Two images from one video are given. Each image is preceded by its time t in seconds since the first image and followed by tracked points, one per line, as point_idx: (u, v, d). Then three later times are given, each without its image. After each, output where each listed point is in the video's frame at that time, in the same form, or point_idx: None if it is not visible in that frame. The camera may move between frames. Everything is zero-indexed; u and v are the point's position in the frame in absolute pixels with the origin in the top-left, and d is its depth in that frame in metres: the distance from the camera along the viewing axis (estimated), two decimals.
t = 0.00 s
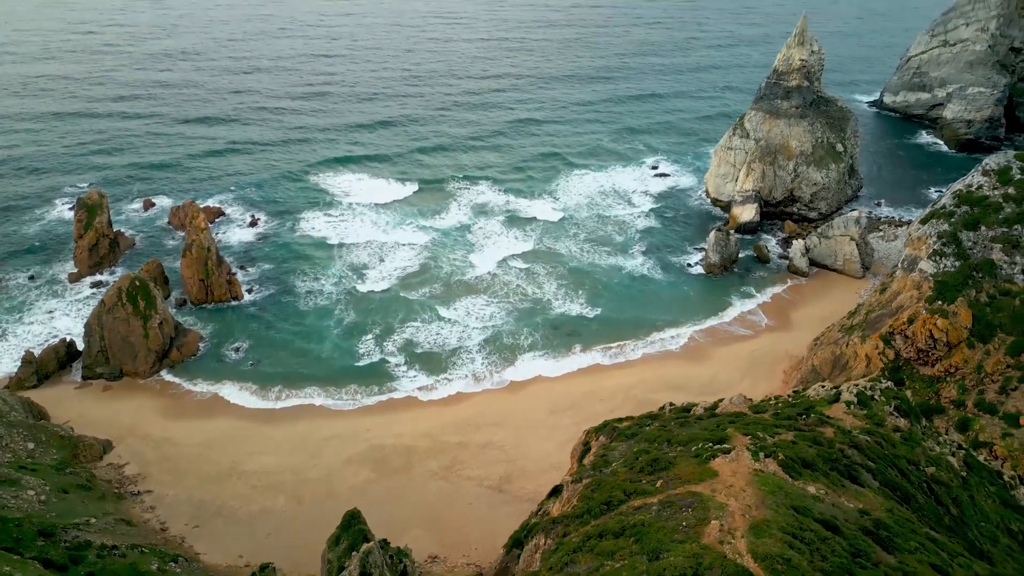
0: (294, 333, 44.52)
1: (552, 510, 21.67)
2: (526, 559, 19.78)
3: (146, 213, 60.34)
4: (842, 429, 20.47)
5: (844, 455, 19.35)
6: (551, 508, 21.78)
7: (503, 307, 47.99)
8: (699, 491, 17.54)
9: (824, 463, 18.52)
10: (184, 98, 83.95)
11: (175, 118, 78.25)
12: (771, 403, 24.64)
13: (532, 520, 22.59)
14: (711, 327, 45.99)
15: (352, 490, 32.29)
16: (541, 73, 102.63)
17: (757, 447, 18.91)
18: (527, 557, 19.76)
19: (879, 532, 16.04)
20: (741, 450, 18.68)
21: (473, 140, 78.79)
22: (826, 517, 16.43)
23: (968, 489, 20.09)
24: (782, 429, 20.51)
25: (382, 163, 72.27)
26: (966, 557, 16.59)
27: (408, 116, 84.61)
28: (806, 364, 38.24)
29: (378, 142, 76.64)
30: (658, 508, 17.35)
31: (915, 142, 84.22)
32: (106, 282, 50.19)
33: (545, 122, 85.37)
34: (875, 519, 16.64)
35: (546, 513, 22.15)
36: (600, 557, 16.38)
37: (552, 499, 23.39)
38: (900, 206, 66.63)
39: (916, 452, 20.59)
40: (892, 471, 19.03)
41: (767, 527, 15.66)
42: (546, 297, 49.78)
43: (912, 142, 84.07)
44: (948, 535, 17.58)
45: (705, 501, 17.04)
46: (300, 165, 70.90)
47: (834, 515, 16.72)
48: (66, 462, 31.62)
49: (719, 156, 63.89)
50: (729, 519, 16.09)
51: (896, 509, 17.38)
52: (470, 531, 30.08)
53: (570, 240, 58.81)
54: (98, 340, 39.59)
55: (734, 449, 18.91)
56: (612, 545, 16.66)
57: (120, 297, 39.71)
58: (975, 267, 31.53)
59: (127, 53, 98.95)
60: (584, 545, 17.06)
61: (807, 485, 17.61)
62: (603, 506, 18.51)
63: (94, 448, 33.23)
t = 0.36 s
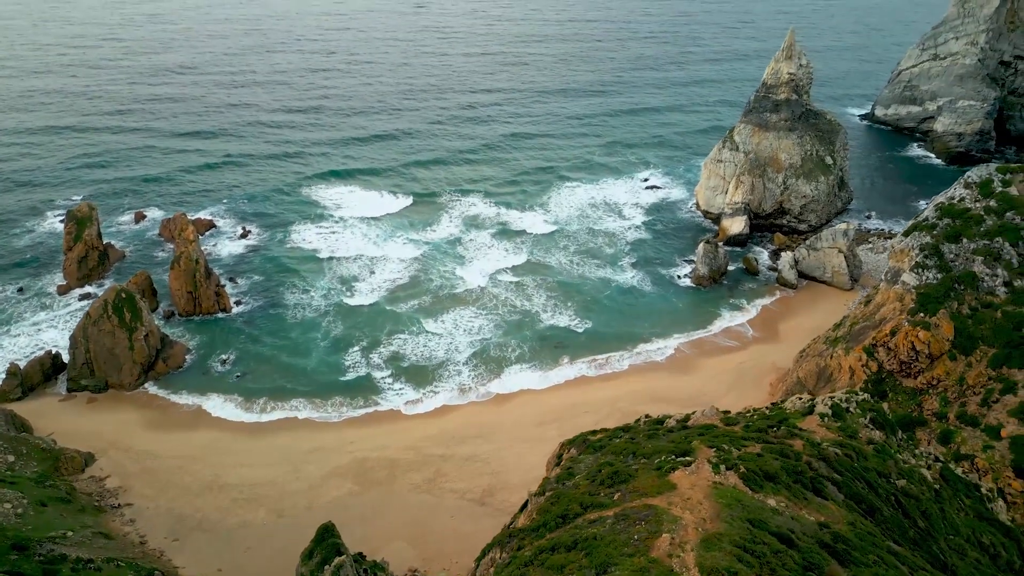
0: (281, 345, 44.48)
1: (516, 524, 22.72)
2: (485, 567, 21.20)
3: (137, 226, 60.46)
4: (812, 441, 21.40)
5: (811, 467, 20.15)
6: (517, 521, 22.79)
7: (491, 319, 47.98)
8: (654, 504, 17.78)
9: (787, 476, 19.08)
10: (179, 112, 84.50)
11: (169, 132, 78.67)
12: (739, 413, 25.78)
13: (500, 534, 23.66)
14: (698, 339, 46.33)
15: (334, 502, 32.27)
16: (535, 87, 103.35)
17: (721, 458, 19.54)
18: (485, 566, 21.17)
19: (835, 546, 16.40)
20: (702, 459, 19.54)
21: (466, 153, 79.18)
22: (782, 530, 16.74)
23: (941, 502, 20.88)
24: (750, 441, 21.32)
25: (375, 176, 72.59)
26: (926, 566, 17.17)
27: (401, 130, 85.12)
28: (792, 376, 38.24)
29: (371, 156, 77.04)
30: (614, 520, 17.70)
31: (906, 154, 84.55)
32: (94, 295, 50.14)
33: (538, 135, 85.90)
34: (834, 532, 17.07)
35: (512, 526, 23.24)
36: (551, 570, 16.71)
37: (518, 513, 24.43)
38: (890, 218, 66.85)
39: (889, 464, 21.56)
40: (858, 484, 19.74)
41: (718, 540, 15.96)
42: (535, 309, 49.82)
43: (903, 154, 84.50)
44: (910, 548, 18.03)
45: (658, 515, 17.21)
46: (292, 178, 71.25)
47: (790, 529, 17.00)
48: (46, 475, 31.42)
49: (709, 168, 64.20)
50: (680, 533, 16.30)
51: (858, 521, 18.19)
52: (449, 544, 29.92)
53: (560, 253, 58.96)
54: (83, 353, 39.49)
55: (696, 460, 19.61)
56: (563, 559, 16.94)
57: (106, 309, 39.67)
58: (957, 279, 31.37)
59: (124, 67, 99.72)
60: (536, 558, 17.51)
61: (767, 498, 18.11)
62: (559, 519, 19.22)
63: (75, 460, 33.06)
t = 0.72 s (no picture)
0: (268, 346, 44.55)
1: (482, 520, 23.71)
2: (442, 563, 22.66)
3: (127, 227, 60.43)
4: (779, 441, 22.20)
5: (778, 467, 21.03)
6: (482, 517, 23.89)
7: (479, 320, 47.93)
8: (611, 505, 18.52)
9: (751, 476, 19.80)
10: (172, 113, 84.52)
11: (162, 133, 78.69)
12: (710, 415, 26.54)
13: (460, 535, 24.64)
14: (685, 339, 46.91)
15: (317, 503, 32.35)
16: (529, 88, 103.48)
17: (684, 459, 20.39)
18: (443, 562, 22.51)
19: (790, 547, 16.92)
20: (661, 461, 20.35)
21: (458, 154, 79.25)
22: (737, 532, 17.23)
23: (912, 501, 21.98)
24: (717, 442, 22.29)
25: (367, 177, 72.72)
26: (884, 565, 17.56)
27: (394, 131, 85.15)
28: (777, 376, 38.31)
29: (363, 157, 77.08)
30: (567, 521, 18.45)
31: (898, 155, 84.60)
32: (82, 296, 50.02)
33: (531, 137, 85.98)
34: (791, 532, 17.63)
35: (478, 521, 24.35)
36: (500, 571, 17.30)
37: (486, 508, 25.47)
38: (881, 219, 66.88)
39: (862, 464, 22.62)
40: (822, 485, 20.45)
41: (667, 542, 16.52)
42: (523, 310, 49.84)
43: (895, 155, 84.54)
44: (871, 548, 18.65)
45: (611, 516, 17.95)
46: (284, 180, 71.31)
47: (746, 531, 17.48)
48: (28, 476, 31.35)
49: (699, 169, 64.41)
50: (631, 535, 16.94)
51: (819, 521, 18.75)
52: (430, 545, 29.91)
53: (550, 254, 59.00)
54: (68, 353, 39.42)
55: (657, 462, 20.41)
56: (512, 561, 17.55)
57: (91, 310, 39.65)
58: (939, 279, 31.33)
59: (119, 68, 99.74)
60: (487, 559, 18.18)
61: (726, 498, 18.84)
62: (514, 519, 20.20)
63: (58, 461, 33.01)
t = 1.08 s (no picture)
0: (255, 346, 44.59)
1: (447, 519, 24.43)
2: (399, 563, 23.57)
3: (117, 227, 60.43)
4: (747, 441, 22.83)
5: (742, 467, 21.56)
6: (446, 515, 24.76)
7: (467, 320, 48.00)
8: (566, 506, 18.77)
9: (712, 477, 20.32)
10: (166, 114, 84.56)
11: (154, 134, 78.73)
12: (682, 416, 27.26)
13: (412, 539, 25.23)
14: (672, 340, 47.12)
15: (300, 504, 32.46)
16: (523, 88, 103.56)
17: (645, 461, 20.91)
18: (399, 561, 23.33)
19: (743, 548, 17.27)
20: (620, 465, 20.56)
21: (451, 155, 79.29)
22: (690, 532, 17.55)
23: (882, 502, 22.46)
24: (685, 442, 22.99)
25: (359, 177, 72.81)
26: (843, 566, 18.11)
27: (387, 132, 85.26)
28: (762, 376, 38.39)
29: (355, 158, 77.13)
30: (521, 522, 18.75)
31: (890, 155, 84.62)
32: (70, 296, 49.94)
33: (523, 137, 86.06)
34: (748, 534, 18.08)
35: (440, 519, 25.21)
36: (449, 572, 17.70)
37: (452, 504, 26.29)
38: (871, 219, 66.88)
39: (832, 464, 23.17)
40: (787, 486, 20.87)
41: (616, 542, 16.85)
42: (512, 310, 49.89)
43: (888, 155, 84.51)
44: (831, 549, 19.14)
45: (561, 518, 18.15)
46: (276, 180, 71.40)
47: (700, 532, 17.76)
48: (11, 477, 31.34)
49: (690, 169, 64.51)
50: (579, 536, 17.19)
51: (779, 520, 19.28)
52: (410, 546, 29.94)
53: (540, 254, 59.07)
54: (53, 354, 39.36)
55: (615, 463, 20.76)
56: (462, 562, 17.91)
57: (77, 310, 39.62)
58: (920, 279, 31.36)
59: (113, 69, 99.77)
60: (437, 561, 18.63)
61: (686, 498, 19.33)
62: (469, 521, 20.55)
63: (41, 462, 33.00)
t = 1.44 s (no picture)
0: (241, 346, 44.65)
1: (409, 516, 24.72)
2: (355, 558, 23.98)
3: (108, 227, 60.40)
4: (715, 442, 23.49)
5: (708, 468, 22.02)
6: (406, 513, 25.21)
7: (456, 320, 48.07)
8: (521, 506, 19.01)
9: (674, 477, 20.67)
10: (158, 115, 84.51)
11: (147, 134, 78.69)
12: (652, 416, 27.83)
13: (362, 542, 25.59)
14: (660, 340, 47.24)
15: (282, 504, 32.50)
16: (518, 89, 103.64)
17: (607, 461, 21.32)
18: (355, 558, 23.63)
19: (697, 548, 17.60)
20: (580, 464, 20.98)
21: (443, 155, 79.34)
22: (644, 533, 17.91)
23: (851, 502, 22.93)
24: (649, 441, 23.55)
25: (351, 178, 72.79)
26: (801, 566, 18.45)
27: (380, 133, 85.32)
28: (746, 376, 38.47)
29: (348, 159, 77.11)
30: (475, 523, 18.95)
31: (883, 155, 84.66)
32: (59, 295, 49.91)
33: (517, 138, 86.12)
34: (704, 535, 18.37)
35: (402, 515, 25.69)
36: (398, 572, 18.00)
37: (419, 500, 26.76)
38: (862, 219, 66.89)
39: (803, 464, 23.83)
40: (752, 487, 21.38)
41: (565, 543, 17.09)
42: (501, 310, 49.91)
43: (880, 155, 84.53)
44: (791, 548, 19.46)
45: (514, 518, 18.35)
46: (268, 181, 71.42)
47: (656, 533, 18.13)
48: None
49: (680, 169, 64.60)
50: (528, 536, 17.38)
51: (739, 519, 19.72)
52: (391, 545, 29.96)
53: (531, 254, 59.14)
54: (39, 354, 39.31)
55: (576, 464, 21.13)
56: (411, 564, 18.18)
57: (62, 310, 39.56)
58: (902, 280, 31.36)
59: (106, 70, 99.67)
60: (388, 563, 19.06)
61: (644, 500, 19.64)
62: (423, 522, 21.10)
63: (24, 462, 32.98)
